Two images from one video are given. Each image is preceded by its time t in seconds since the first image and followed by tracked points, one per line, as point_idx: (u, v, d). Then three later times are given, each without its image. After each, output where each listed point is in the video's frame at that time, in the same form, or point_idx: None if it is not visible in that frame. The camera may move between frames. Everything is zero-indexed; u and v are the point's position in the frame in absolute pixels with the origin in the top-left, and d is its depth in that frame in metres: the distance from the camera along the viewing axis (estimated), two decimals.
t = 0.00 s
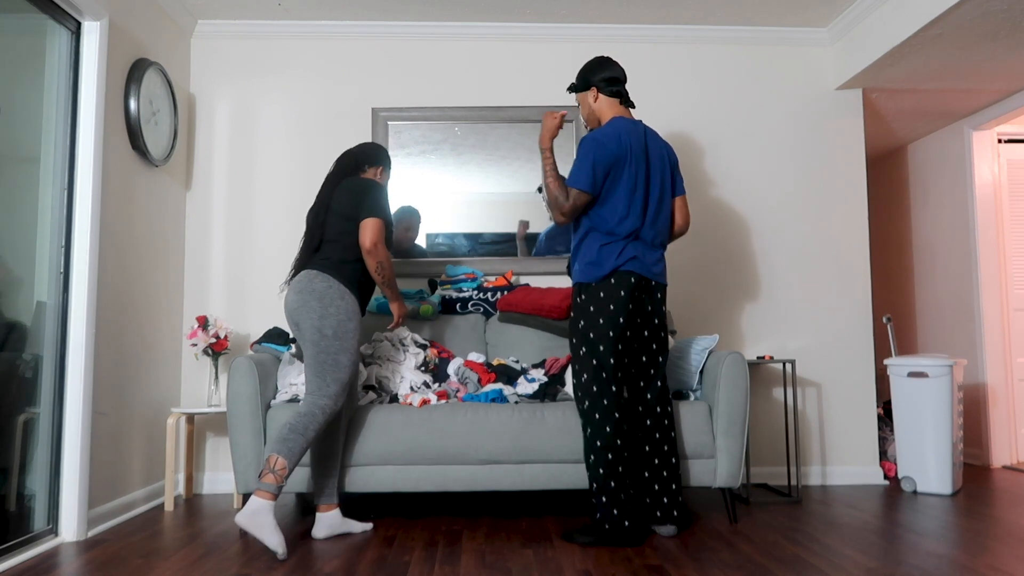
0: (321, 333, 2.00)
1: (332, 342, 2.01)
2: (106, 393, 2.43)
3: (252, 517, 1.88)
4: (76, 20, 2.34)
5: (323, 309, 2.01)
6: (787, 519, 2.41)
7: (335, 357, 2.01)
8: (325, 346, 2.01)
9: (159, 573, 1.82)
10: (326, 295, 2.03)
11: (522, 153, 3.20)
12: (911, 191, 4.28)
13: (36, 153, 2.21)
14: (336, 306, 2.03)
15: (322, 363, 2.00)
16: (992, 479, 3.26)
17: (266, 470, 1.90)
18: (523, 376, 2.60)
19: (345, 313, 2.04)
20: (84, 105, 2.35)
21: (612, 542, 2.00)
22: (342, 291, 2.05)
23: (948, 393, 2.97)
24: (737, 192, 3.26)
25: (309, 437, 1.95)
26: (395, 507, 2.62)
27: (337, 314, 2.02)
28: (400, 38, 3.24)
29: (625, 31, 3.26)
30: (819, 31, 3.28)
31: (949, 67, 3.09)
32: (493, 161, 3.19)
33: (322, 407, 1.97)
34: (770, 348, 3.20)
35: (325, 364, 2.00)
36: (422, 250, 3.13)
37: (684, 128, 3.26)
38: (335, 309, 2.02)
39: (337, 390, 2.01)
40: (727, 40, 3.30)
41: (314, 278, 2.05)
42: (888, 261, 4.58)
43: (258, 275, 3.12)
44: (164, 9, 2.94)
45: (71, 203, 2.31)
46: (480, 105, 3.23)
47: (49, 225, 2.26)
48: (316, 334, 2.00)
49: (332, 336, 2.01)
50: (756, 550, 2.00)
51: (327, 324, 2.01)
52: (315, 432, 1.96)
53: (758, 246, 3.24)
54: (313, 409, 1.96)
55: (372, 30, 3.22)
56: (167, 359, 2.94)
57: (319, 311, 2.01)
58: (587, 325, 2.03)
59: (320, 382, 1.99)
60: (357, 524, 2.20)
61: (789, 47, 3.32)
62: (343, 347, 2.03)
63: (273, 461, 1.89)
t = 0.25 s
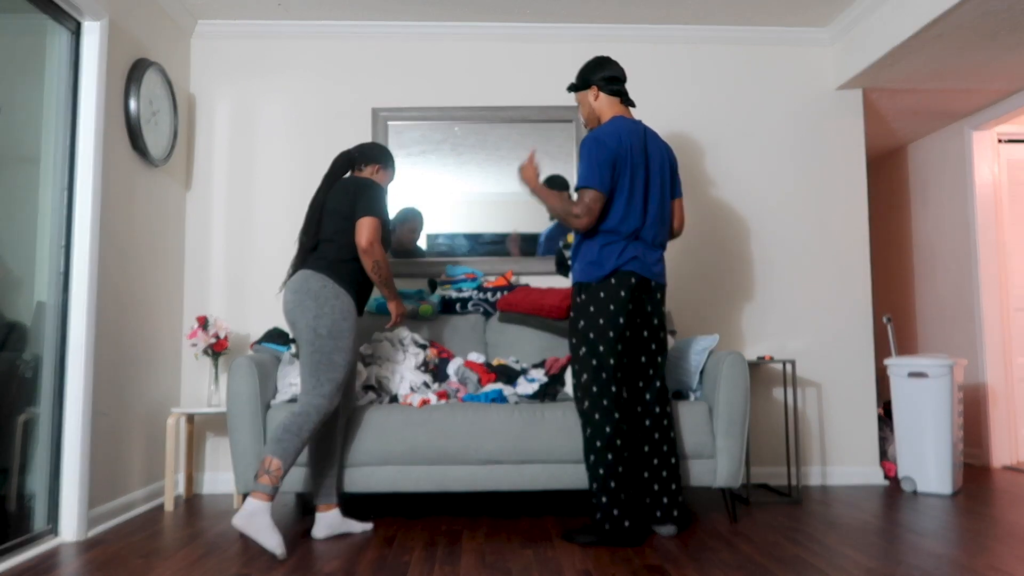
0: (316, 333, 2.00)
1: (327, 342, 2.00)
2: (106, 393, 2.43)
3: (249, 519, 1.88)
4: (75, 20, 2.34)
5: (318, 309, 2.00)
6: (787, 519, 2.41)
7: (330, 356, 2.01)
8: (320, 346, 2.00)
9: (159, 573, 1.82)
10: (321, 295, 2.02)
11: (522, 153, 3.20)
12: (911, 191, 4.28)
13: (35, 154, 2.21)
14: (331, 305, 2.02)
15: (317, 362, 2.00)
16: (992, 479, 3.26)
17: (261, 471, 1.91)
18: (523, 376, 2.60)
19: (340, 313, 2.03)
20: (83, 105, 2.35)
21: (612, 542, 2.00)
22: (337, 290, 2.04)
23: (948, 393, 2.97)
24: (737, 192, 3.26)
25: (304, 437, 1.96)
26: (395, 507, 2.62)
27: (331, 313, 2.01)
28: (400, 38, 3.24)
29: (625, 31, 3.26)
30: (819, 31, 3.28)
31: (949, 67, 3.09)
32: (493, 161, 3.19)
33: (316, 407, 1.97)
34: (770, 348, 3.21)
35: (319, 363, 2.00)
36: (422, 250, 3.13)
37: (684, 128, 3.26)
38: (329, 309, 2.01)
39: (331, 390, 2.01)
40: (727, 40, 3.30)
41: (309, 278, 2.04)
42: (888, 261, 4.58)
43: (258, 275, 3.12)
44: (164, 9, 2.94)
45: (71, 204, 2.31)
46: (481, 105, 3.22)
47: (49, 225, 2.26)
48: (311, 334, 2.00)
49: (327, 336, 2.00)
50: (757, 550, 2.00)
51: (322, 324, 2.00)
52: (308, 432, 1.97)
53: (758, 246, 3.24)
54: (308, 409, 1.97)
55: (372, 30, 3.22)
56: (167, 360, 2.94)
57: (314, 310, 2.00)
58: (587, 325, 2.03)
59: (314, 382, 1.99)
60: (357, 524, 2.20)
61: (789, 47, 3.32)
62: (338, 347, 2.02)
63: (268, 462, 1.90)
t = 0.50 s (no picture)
0: (312, 333, 2.00)
1: (323, 342, 2.00)
2: (106, 393, 2.43)
3: (246, 520, 1.88)
4: (75, 20, 2.34)
5: (314, 309, 2.01)
6: (787, 519, 2.41)
7: (327, 356, 2.01)
8: (317, 346, 2.00)
9: (159, 573, 1.82)
10: (318, 295, 2.02)
11: (522, 153, 3.20)
12: (911, 191, 4.28)
13: (35, 154, 2.21)
14: (327, 305, 2.02)
15: (314, 363, 2.00)
16: (992, 479, 3.26)
17: (257, 472, 1.91)
18: (523, 376, 2.59)
19: (337, 312, 2.03)
20: (84, 105, 2.35)
21: (612, 542, 2.00)
22: (334, 290, 2.04)
23: (947, 393, 2.97)
24: (737, 192, 3.26)
25: (300, 437, 1.95)
26: (394, 507, 2.62)
27: (328, 314, 2.01)
28: (400, 38, 3.24)
29: (624, 31, 3.26)
30: (819, 31, 3.28)
31: (949, 68, 3.09)
32: (493, 161, 3.19)
33: (313, 407, 1.97)
34: (770, 348, 3.20)
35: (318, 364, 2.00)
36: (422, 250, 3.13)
37: (684, 129, 3.26)
38: (326, 309, 2.02)
39: (328, 390, 2.00)
40: (727, 40, 3.30)
41: (307, 278, 2.05)
42: (888, 261, 4.59)
43: (258, 275, 3.12)
44: (164, 9, 2.94)
45: (71, 204, 2.31)
46: (481, 105, 3.23)
47: (49, 225, 2.26)
48: (308, 334, 2.00)
49: (324, 336, 2.00)
50: (756, 550, 2.00)
51: (319, 324, 2.00)
52: (305, 432, 1.97)
53: (758, 247, 3.24)
54: (304, 409, 1.97)
55: (371, 30, 3.22)
56: (167, 360, 2.94)
57: (311, 310, 2.01)
58: (583, 325, 2.03)
59: (310, 382, 1.99)
60: (357, 524, 2.20)
61: (788, 47, 3.32)
62: (335, 347, 2.02)
63: (264, 463, 1.90)
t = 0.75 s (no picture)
0: (309, 332, 2.00)
1: (321, 341, 2.00)
2: (106, 393, 2.43)
3: (245, 522, 1.88)
4: (75, 20, 2.34)
5: (312, 308, 2.01)
6: (787, 519, 2.41)
7: (323, 356, 2.00)
8: (313, 345, 2.00)
9: (160, 573, 1.82)
10: (316, 294, 2.03)
11: (522, 153, 3.20)
12: (911, 191, 4.28)
13: (35, 153, 2.21)
14: (325, 304, 2.02)
15: (310, 362, 1.99)
16: (992, 479, 3.26)
17: (256, 473, 1.91)
18: (523, 376, 2.59)
19: (335, 312, 2.03)
20: (84, 104, 2.35)
21: (612, 542, 2.00)
22: (332, 290, 2.04)
23: (947, 393, 2.97)
24: (737, 192, 3.26)
25: (296, 437, 1.95)
26: (394, 507, 2.62)
27: (325, 313, 2.02)
28: (399, 38, 3.24)
29: (625, 31, 3.26)
30: (818, 31, 3.28)
31: (949, 67, 3.09)
32: (493, 161, 3.19)
33: (308, 407, 1.97)
34: (770, 348, 3.20)
35: (314, 364, 2.00)
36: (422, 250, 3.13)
37: (684, 129, 3.26)
38: (323, 308, 2.02)
39: (324, 389, 2.00)
40: (727, 40, 3.30)
41: (305, 278, 2.05)
42: (888, 261, 4.59)
43: (258, 275, 3.12)
44: (164, 8, 2.94)
45: (71, 204, 2.31)
46: (481, 105, 3.22)
47: (49, 225, 2.26)
48: (305, 333, 2.01)
49: (320, 335, 2.00)
50: (756, 550, 2.00)
51: (315, 323, 2.01)
52: (302, 432, 1.96)
53: (758, 247, 3.25)
54: (300, 409, 1.96)
55: (371, 30, 3.22)
56: (167, 360, 2.94)
57: (308, 309, 2.02)
58: (586, 325, 2.04)
59: (306, 382, 1.98)
60: (357, 525, 2.20)
61: (788, 47, 3.32)
62: (332, 346, 2.01)
63: (262, 464, 1.90)
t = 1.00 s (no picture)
0: (309, 332, 2.00)
1: (320, 341, 2.00)
2: (107, 393, 2.43)
3: (245, 523, 1.87)
4: (75, 20, 2.34)
5: (312, 308, 2.01)
6: (787, 519, 2.41)
7: (322, 356, 2.00)
8: (312, 345, 2.00)
9: (160, 573, 1.82)
10: (315, 294, 2.03)
11: (521, 153, 3.21)
12: (911, 191, 4.28)
13: (35, 153, 2.21)
14: (324, 305, 2.02)
15: (309, 362, 1.99)
16: (992, 479, 3.26)
17: (255, 474, 1.90)
18: (523, 376, 2.59)
19: (334, 312, 2.03)
20: (85, 104, 2.35)
21: (611, 542, 2.00)
22: (332, 290, 2.04)
23: (947, 393, 2.97)
24: (737, 192, 3.26)
25: (296, 437, 1.95)
26: (394, 507, 2.62)
27: (325, 313, 2.02)
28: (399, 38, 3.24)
29: (624, 31, 3.26)
30: (819, 31, 3.28)
31: (949, 67, 3.09)
32: (493, 161, 3.19)
33: (307, 407, 1.97)
34: (770, 348, 3.20)
35: (314, 364, 2.00)
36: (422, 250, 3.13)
37: (684, 129, 3.26)
38: (323, 308, 2.02)
39: (323, 390, 2.00)
40: (727, 40, 3.30)
41: (304, 279, 2.05)
42: (888, 261, 4.59)
43: (258, 275, 3.12)
44: (164, 8, 2.93)
45: (71, 204, 2.31)
46: (480, 105, 3.22)
47: (49, 224, 2.26)
48: (305, 333, 2.01)
49: (319, 335, 2.00)
50: (756, 550, 2.00)
51: (315, 323, 2.01)
52: (302, 432, 1.97)
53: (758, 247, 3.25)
54: (299, 409, 1.96)
55: (371, 30, 3.22)
56: (168, 360, 2.94)
57: (308, 310, 2.02)
58: (588, 324, 2.04)
59: (306, 382, 1.98)
60: (357, 525, 2.20)
61: (788, 47, 3.32)
62: (331, 347, 2.01)
63: (262, 465, 1.90)
